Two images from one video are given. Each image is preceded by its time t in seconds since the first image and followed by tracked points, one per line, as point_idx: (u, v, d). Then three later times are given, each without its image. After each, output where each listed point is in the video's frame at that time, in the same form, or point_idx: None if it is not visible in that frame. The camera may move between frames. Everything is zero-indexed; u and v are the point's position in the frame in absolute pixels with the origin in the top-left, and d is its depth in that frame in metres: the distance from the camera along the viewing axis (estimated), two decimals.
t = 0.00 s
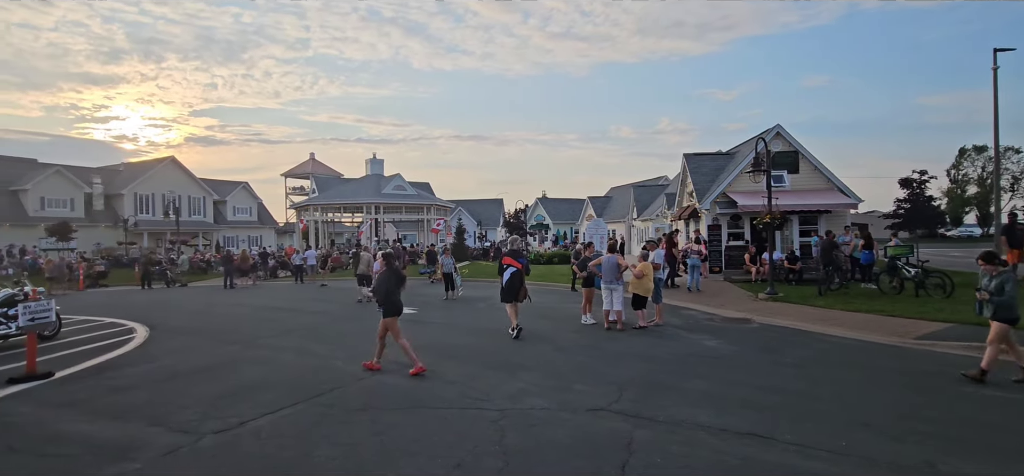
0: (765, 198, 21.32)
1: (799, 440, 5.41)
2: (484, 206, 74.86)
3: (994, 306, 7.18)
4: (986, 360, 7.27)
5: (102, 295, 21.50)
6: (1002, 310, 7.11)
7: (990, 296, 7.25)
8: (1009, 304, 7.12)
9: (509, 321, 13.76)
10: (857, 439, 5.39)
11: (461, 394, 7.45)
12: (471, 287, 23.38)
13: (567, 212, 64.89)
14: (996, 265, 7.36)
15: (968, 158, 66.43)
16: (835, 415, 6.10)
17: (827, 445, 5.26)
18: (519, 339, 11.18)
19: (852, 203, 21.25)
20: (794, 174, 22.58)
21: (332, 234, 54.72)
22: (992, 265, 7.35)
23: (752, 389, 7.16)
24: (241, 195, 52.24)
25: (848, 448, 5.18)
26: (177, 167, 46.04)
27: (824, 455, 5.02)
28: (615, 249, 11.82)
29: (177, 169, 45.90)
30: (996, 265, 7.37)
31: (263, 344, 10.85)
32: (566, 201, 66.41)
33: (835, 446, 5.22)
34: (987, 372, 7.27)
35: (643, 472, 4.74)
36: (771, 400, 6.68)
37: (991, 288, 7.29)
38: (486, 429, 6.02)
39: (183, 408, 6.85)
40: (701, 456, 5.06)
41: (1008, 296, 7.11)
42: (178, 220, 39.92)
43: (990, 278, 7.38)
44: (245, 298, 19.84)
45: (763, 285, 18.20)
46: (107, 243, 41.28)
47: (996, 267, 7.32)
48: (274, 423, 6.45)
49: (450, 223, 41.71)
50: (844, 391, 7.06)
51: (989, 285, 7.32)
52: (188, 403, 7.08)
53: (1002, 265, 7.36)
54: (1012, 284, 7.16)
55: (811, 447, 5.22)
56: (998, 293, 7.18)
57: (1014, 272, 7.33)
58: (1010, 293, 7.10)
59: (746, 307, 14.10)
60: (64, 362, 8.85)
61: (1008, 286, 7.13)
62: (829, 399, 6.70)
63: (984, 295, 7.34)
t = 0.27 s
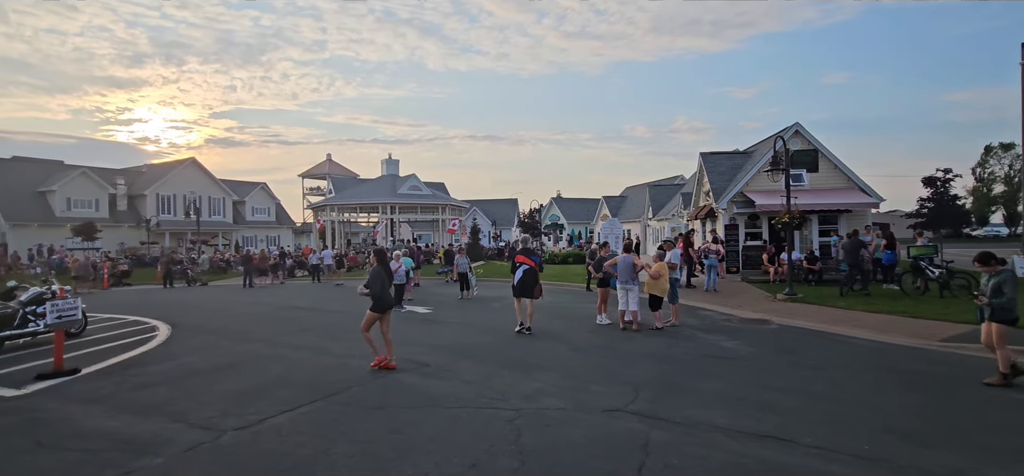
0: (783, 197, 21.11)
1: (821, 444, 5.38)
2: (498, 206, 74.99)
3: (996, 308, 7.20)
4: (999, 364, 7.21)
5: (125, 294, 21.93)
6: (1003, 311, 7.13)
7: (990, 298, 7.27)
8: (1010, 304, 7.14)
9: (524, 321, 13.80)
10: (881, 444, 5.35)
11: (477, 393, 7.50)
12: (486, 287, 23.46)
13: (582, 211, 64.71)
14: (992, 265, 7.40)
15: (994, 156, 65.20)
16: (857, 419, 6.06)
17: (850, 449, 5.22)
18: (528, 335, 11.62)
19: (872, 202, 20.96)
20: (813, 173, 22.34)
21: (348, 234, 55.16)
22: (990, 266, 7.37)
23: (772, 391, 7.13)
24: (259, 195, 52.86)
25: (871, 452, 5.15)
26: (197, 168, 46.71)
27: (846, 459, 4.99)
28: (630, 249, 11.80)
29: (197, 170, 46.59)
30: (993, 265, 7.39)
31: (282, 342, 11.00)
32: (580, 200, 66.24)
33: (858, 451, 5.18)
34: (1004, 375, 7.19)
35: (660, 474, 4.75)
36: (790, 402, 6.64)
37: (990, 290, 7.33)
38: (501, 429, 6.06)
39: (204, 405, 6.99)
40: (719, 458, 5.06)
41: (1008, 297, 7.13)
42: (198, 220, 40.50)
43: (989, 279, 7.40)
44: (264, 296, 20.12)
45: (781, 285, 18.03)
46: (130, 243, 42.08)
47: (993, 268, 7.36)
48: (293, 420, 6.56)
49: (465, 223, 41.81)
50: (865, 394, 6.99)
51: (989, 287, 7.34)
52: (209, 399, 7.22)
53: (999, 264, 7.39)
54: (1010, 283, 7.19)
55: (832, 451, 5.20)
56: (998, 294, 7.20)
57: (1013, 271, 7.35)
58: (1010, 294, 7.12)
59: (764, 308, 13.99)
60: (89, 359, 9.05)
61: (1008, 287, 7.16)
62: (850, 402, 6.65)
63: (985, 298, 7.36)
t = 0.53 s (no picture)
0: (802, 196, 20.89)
1: (841, 447, 5.34)
2: (513, 206, 75.09)
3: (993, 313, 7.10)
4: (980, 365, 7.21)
5: (146, 293, 22.34)
6: (1001, 317, 7.03)
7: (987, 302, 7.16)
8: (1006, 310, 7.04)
9: (539, 321, 13.82)
10: (903, 448, 5.29)
11: (492, 393, 7.55)
12: (501, 287, 23.51)
13: (597, 211, 64.53)
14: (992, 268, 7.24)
15: (1021, 155, 63.87)
16: (878, 422, 6.00)
17: (871, 453, 5.17)
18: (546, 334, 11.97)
19: (894, 201, 20.65)
20: (833, 172, 22.07)
21: (364, 234, 55.58)
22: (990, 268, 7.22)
23: (790, 394, 7.08)
24: (277, 196, 53.45)
25: (891, 456, 5.10)
26: (217, 169, 47.37)
27: (866, 463, 4.95)
28: (646, 249, 11.77)
29: (217, 171, 47.26)
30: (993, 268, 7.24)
31: (300, 341, 11.14)
32: (595, 200, 66.05)
33: (879, 454, 5.13)
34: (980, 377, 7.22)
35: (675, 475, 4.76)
36: (809, 405, 6.59)
37: (986, 293, 7.21)
38: (517, 429, 6.10)
39: (225, 402, 7.12)
40: (735, 460, 5.05)
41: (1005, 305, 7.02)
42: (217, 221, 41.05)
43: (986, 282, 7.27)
44: (282, 296, 20.37)
45: (800, 287, 17.85)
46: (152, 243, 42.84)
47: (993, 272, 7.21)
48: (311, 418, 6.66)
49: (480, 223, 41.91)
50: (886, 397, 6.91)
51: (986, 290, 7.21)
52: (230, 397, 7.36)
53: (998, 268, 7.24)
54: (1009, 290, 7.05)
55: (852, 454, 5.16)
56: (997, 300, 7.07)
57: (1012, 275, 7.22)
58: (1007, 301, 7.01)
59: (783, 309, 13.87)
60: (113, 356, 9.25)
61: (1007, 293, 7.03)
62: (870, 405, 6.58)
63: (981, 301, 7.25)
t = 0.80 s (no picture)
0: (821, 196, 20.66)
1: (861, 451, 5.29)
2: (526, 206, 75.07)
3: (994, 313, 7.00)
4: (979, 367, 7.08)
5: (167, 291, 22.70)
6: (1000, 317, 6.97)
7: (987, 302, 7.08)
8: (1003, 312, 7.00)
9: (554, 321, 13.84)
10: (925, 452, 5.23)
11: (507, 393, 7.59)
12: (516, 287, 23.55)
13: (612, 211, 64.30)
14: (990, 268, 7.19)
15: None
16: (899, 426, 5.93)
17: (892, 457, 5.12)
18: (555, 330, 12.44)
19: (915, 201, 20.35)
20: (852, 171, 21.81)
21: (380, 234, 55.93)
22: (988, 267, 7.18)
23: (808, 396, 7.02)
24: (294, 196, 53.98)
25: (916, 461, 5.03)
26: (235, 170, 47.96)
27: (887, 467, 4.91)
28: (661, 249, 11.73)
29: (235, 172, 47.86)
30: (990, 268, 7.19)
31: (317, 340, 11.27)
32: (609, 200, 65.83)
33: (901, 459, 5.08)
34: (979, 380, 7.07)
35: None
36: (830, 408, 6.53)
37: (982, 294, 7.17)
38: (532, 429, 6.13)
39: (244, 399, 7.23)
40: (754, 463, 5.03)
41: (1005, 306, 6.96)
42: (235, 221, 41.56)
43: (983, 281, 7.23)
44: (300, 295, 20.59)
45: (819, 288, 17.67)
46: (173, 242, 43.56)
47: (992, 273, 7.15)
48: (328, 416, 6.74)
49: (494, 223, 41.99)
50: (908, 400, 6.83)
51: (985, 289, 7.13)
52: (249, 394, 7.47)
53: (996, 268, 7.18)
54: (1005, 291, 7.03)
55: (875, 459, 5.10)
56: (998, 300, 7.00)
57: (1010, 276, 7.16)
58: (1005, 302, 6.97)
59: (801, 310, 13.73)
60: (136, 353, 9.43)
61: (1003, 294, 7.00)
62: (893, 409, 6.49)
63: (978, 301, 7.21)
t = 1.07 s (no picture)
0: (840, 196, 20.42)
1: (883, 455, 5.24)
2: (540, 206, 75.00)
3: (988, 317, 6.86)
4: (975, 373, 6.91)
5: (187, 290, 23.06)
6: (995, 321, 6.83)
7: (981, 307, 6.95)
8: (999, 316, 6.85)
9: (569, 321, 13.84)
10: (949, 458, 5.16)
11: (522, 393, 7.62)
12: (531, 287, 23.58)
13: (626, 211, 64.02)
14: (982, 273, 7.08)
15: None
16: (922, 430, 5.86)
17: (915, 462, 5.06)
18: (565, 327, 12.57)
19: (938, 201, 20.03)
20: (873, 171, 21.53)
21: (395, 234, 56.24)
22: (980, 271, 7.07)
23: (827, 399, 6.97)
24: (311, 196, 54.48)
25: (939, 466, 4.97)
26: (253, 170, 48.51)
27: (910, 472, 4.86)
28: (677, 249, 11.70)
29: (254, 172, 48.39)
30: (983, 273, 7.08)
31: (334, 338, 11.39)
32: (624, 200, 65.56)
33: (924, 464, 5.02)
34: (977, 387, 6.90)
35: None
36: (851, 412, 6.46)
37: (977, 299, 7.06)
38: (547, 429, 6.15)
39: (263, 397, 7.35)
40: (771, 466, 5.01)
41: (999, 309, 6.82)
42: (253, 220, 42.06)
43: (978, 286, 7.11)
44: (317, 294, 20.79)
45: (838, 288, 17.47)
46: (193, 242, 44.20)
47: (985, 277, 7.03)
48: (345, 414, 6.83)
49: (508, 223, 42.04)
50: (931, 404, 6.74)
51: (980, 293, 7.01)
52: (268, 391, 7.59)
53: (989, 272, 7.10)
54: (999, 294, 6.90)
55: (898, 464, 5.04)
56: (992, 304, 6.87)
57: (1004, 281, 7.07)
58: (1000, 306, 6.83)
59: (820, 312, 13.58)
60: (158, 350, 9.61)
61: (997, 298, 6.88)
62: (916, 414, 6.41)
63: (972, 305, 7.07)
